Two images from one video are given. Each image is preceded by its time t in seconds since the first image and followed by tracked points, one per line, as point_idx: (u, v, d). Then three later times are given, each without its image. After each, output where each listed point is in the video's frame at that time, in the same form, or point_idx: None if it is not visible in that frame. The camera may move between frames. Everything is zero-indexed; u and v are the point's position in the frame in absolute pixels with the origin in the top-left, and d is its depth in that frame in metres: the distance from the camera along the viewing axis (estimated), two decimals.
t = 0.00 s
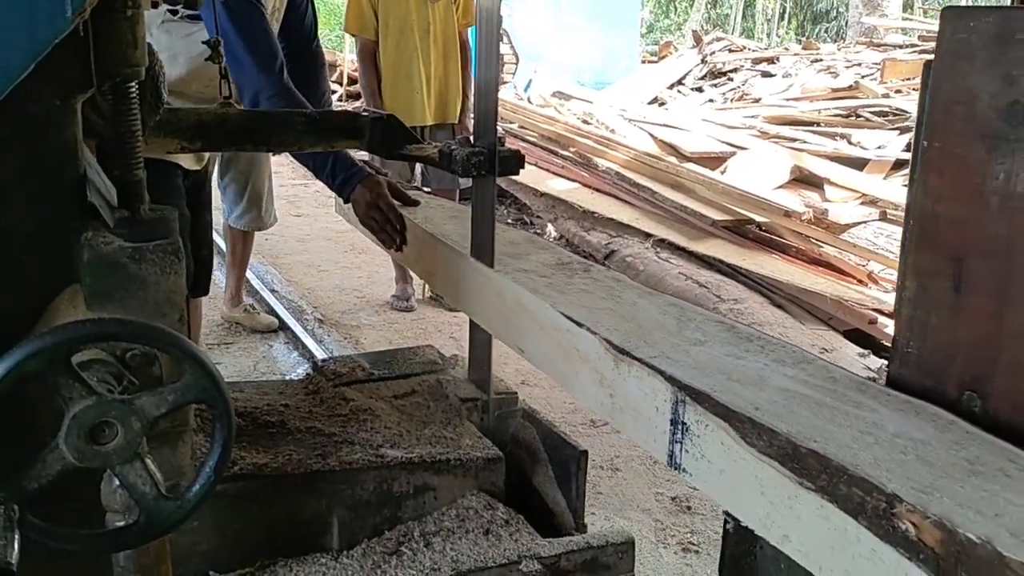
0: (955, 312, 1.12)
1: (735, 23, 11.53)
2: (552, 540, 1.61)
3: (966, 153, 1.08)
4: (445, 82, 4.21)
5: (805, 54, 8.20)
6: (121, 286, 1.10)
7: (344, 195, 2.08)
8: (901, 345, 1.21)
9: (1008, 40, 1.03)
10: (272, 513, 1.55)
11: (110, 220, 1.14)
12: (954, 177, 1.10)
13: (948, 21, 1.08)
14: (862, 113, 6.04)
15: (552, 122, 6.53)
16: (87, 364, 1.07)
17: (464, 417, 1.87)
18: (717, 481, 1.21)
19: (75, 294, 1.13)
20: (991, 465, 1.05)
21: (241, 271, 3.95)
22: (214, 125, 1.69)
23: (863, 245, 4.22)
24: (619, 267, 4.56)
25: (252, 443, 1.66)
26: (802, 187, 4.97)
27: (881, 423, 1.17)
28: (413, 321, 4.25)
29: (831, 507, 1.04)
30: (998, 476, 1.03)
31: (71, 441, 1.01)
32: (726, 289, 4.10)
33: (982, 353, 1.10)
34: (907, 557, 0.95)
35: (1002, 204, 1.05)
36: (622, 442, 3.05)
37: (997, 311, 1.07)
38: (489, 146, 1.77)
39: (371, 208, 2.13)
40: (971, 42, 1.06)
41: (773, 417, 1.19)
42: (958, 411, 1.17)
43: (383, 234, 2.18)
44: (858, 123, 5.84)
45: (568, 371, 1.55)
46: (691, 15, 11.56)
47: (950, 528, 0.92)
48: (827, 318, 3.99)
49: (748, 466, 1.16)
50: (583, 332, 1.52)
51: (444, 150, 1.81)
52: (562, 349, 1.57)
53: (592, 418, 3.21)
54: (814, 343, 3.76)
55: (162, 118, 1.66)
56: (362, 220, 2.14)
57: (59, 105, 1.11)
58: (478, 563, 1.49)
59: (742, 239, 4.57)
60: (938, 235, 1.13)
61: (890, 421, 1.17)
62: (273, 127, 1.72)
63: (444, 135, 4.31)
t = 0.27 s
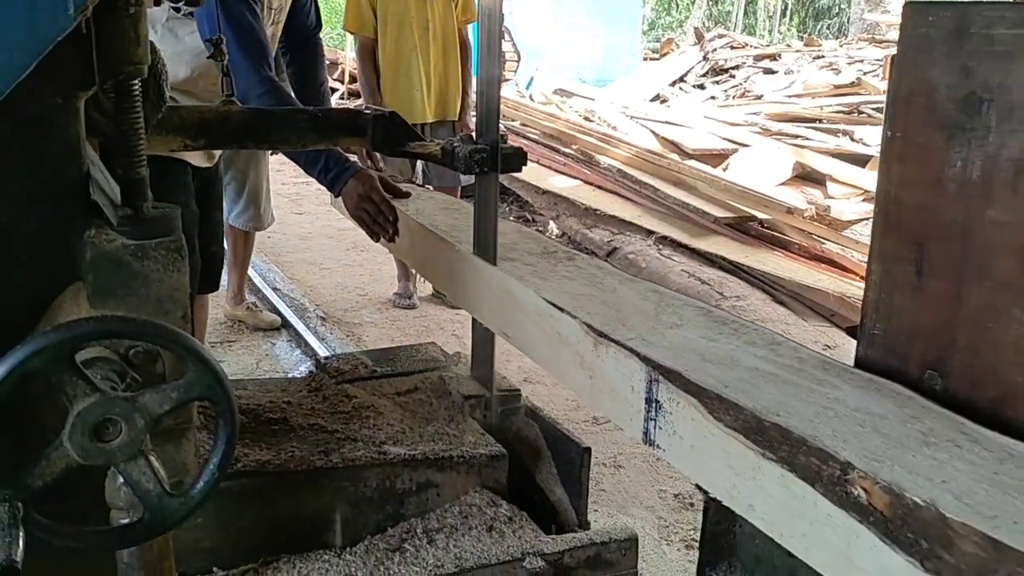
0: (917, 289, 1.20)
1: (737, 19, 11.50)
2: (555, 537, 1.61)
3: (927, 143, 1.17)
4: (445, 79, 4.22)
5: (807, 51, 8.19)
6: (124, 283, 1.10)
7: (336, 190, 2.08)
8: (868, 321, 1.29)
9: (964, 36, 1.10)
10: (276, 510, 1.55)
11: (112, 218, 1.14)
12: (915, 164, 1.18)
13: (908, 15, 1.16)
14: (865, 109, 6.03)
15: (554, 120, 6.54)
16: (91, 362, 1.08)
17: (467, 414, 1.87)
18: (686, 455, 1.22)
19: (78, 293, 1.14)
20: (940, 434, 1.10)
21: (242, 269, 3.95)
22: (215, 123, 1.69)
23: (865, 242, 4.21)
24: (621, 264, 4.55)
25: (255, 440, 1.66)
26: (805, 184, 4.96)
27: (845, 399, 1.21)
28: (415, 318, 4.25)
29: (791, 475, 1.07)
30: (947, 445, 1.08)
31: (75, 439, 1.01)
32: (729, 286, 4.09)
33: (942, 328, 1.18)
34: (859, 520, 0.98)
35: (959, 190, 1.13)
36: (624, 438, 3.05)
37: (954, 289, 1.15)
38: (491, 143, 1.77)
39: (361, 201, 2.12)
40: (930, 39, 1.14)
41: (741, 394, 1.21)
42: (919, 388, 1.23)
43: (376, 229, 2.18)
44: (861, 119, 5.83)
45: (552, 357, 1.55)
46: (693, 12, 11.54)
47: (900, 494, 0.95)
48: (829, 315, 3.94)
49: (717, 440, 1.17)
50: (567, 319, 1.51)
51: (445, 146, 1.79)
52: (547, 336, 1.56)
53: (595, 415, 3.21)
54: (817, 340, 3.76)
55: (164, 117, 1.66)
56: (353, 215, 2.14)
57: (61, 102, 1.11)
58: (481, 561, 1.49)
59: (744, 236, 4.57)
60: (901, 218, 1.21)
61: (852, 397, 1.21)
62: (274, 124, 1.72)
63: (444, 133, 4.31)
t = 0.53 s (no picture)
0: (874, 277, 1.11)
1: (737, 16, 11.48)
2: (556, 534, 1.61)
3: (881, 130, 1.07)
4: (442, 77, 4.22)
5: (808, 47, 8.18)
6: (124, 280, 1.10)
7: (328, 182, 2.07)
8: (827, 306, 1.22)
9: (919, 30, 1.02)
10: (277, 507, 1.55)
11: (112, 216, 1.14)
12: (871, 151, 1.09)
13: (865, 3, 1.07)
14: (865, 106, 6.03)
15: (555, 117, 6.55)
16: (90, 360, 1.08)
17: (467, 412, 1.86)
18: (656, 432, 1.23)
19: (78, 290, 1.14)
20: (891, 410, 1.07)
21: (243, 267, 3.95)
22: (215, 120, 1.69)
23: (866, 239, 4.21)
24: (621, 261, 4.54)
25: (256, 438, 1.66)
26: (806, 180, 4.96)
27: (804, 375, 1.18)
28: (416, 316, 4.25)
29: (750, 447, 1.07)
30: (898, 418, 1.05)
31: (75, 436, 1.01)
32: (729, 283, 4.09)
33: (898, 317, 1.09)
34: (809, 487, 0.99)
35: (916, 178, 1.04)
36: (625, 436, 3.05)
37: (911, 276, 1.06)
38: (490, 140, 1.76)
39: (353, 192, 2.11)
40: (886, 33, 1.05)
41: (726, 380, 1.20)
42: (882, 369, 1.16)
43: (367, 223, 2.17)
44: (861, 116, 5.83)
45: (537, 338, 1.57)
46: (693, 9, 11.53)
47: (848, 460, 0.96)
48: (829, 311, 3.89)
49: (684, 416, 1.18)
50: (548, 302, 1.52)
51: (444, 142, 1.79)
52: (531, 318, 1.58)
53: (595, 412, 3.21)
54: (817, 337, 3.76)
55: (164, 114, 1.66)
56: (344, 208, 2.13)
57: (60, 100, 1.11)
58: (481, 558, 1.49)
59: (745, 233, 4.57)
60: (856, 203, 1.12)
61: (812, 375, 1.18)
62: (274, 122, 1.72)
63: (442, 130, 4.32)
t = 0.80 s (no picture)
0: (835, 262, 1.16)
1: (737, 15, 11.47)
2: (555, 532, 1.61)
3: (841, 121, 1.12)
4: (439, 76, 4.23)
5: (808, 46, 8.17)
6: (122, 280, 1.10)
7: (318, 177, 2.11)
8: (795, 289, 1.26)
9: (876, 26, 1.06)
10: (276, 507, 1.55)
11: (110, 215, 1.14)
12: (832, 141, 1.13)
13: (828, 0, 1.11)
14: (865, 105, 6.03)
15: (555, 117, 6.56)
16: (89, 359, 1.08)
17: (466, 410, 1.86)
18: (626, 411, 1.28)
19: (77, 289, 1.14)
20: (845, 387, 1.11)
21: (244, 267, 3.95)
22: (213, 120, 1.68)
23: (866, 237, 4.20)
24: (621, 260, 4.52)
25: (254, 437, 1.66)
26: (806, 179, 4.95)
27: (766, 355, 1.22)
28: (416, 316, 4.25)
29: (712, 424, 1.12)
30: (851, 395, 1.09)
31: (74, 435, 1.02)
32: (730, 282, 4.06)
33: (858, 300, 1.14)
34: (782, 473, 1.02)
35: (874, 169, 1.09)
36: (624, 434, 3.05)
37: (871, 263, 1.11)
38: (489, 140, 1.76)
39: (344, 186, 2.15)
40: (848, 29, 1.09)
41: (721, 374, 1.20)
42: (844, 352, 1.20)
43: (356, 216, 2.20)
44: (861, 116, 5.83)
45: (514, 328, 1.64)
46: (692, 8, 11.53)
47: (800, 433, 1.00)
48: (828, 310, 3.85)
49: (651, 396, 1.22)
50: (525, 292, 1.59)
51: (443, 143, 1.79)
52: (510, 310, 1.64)
53: (595, 411, 3.22)
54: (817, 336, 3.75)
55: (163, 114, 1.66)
56: (333, 202, 2.17)
57: (59, 97, 1.12)
58: (480, 556, 1.49)
59: (744, 232, 4.57)
60: (819, 191, 1.16)
61: (775, 355, 1.22)
62: (273, 122, 1.73)
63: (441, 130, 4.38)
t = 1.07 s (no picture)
0: (805, 255, 1.30)
1: (735, 17, 11.48)
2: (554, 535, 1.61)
3: (806, 122, 1.27)
4: (437, 80, 4.24)
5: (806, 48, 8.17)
6: (121, 286, 1.11)
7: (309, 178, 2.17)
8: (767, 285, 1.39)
9: (836, 29, 1.20)
10: (274, 510, 1.56)
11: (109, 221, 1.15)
12: (798, 142, 1.28)
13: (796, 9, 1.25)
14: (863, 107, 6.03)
15: (553, 120, 6.59)
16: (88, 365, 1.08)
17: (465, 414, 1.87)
18: (599, 397, 1.41)
19: (76, 296, 1.14)
20: (805, 371, 1.23)
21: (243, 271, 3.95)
22: (212, 125, 1.69)
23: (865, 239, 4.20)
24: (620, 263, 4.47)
25: (253, 442, 1.66)
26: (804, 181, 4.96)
27: (733, 343, 1.34)
28: (415, 319, 4.26)
29: (678, 406, 1.24)
30: (812, 376, 1.22)
31: (73, 441, 1.02)
32: (731, 284, 3.96)
33: (824, 290, 1.27)
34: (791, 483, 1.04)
35: (836, 164, 1.23)
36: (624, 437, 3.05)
37: (835, 254, 1.25)
38: (487, 143, 1.76)
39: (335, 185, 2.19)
40: (810, 33, 1.24)
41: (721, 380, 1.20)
42: (810, 342, 1.33)
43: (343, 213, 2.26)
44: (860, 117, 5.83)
45: (495, 319, 1.75)
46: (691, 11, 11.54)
47: (756, 413, 1.11)
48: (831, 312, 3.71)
49: (625, 383, 1.34)
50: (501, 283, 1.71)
51: (441, 146, 1.79)
52: (489, 300, 1.76)
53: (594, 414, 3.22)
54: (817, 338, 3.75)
55: (161, 119, 1.66)
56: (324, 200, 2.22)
57: (58, 105, 1.11)
58: (478, 560, 1.50)
59: (743, 234, 4.56)
60: (789, 189, 1.31)
61: (742, 344, 1.34)
62: (272, 126, 1.73)
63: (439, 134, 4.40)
